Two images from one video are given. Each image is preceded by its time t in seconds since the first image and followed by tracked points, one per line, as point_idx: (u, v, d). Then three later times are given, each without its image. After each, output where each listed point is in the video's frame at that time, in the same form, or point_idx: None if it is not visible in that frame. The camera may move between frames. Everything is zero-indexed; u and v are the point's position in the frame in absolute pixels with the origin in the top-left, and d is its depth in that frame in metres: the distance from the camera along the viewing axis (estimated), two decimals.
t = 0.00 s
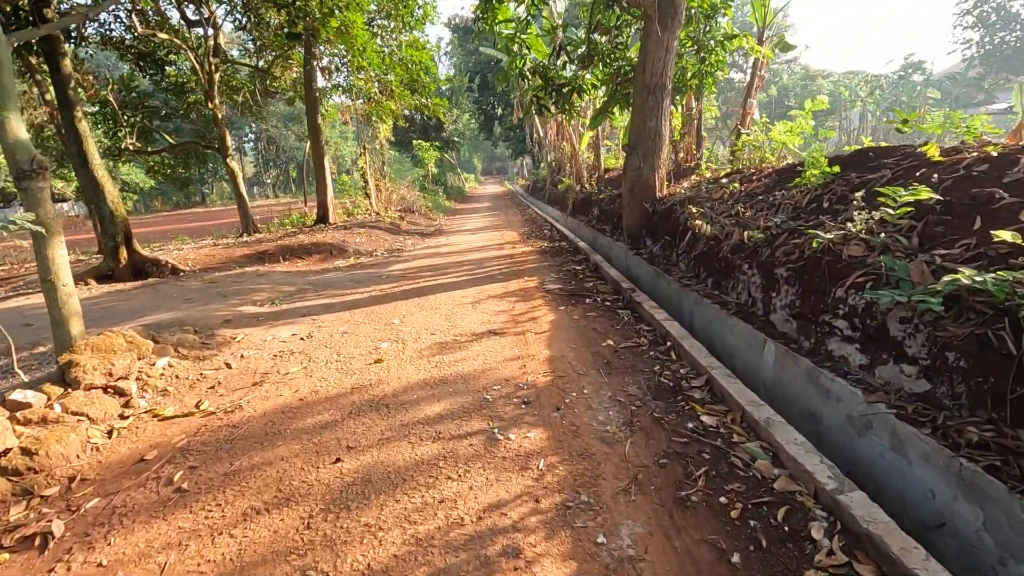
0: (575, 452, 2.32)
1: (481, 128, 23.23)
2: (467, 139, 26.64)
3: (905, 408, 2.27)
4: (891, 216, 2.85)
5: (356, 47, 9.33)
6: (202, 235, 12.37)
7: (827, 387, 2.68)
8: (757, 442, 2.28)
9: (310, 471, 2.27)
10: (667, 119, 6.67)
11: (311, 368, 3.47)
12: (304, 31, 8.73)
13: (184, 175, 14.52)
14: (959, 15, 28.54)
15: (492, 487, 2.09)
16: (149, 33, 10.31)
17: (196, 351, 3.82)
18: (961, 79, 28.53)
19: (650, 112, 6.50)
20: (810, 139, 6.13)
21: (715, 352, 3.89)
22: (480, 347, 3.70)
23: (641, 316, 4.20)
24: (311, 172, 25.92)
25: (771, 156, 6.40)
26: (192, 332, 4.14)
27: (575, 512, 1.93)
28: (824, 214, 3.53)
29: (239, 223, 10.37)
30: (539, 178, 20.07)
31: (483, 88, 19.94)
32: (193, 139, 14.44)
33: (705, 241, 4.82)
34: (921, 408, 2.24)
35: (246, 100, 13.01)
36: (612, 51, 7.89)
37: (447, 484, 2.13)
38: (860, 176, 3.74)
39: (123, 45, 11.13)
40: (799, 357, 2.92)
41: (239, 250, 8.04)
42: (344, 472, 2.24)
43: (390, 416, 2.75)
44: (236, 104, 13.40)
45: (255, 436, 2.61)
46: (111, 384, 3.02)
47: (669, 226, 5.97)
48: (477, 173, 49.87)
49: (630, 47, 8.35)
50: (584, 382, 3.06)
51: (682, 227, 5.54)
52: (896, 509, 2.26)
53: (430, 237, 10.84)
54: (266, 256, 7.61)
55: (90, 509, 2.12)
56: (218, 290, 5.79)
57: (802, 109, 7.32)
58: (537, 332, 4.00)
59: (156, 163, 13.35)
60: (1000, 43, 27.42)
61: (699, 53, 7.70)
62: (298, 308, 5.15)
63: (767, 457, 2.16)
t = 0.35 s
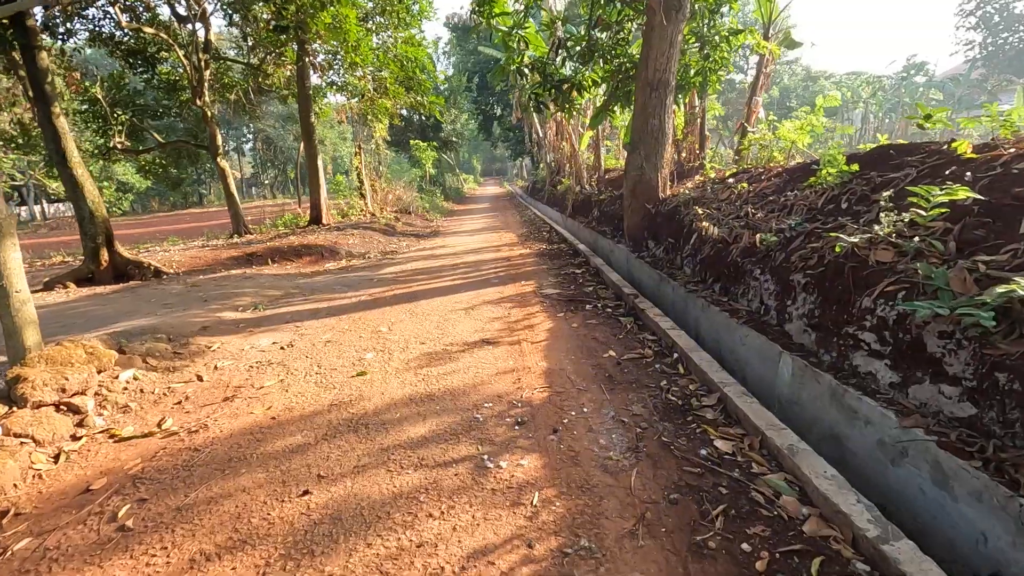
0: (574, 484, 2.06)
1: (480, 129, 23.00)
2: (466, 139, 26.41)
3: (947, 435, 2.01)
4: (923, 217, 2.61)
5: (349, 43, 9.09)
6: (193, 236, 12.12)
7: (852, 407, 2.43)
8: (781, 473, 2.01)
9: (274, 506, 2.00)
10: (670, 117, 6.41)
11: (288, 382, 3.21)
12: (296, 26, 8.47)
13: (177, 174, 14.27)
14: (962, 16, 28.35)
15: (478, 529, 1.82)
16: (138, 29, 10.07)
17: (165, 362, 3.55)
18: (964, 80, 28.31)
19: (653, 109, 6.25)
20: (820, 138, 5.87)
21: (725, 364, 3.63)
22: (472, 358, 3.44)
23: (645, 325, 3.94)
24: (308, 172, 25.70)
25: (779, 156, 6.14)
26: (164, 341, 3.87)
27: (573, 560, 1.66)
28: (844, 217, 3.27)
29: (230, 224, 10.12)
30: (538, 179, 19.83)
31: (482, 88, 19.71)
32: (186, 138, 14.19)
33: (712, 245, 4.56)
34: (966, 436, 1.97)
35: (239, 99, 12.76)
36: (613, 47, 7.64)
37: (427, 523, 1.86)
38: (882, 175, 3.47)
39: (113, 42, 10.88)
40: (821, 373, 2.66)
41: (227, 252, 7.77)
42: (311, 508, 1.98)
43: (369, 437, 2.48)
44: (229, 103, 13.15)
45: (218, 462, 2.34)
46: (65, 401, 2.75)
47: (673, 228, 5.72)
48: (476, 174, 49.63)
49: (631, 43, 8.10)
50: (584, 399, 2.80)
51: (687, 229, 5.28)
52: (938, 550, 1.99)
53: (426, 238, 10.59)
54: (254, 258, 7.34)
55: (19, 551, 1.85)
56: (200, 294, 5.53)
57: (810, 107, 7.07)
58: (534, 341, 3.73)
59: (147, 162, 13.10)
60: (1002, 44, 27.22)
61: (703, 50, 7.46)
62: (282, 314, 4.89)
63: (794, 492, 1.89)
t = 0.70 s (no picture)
0: (580, 546, 1.77)
1: (476, 130, 22.75)
2: (461, 141, 26.12)
3: (1012, 488, 1.73)
4: (968, 232, 2.36)
5: (339, 42, 8.80)
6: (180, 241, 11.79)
7: (890, 446, 2.14)
8: (822, 536, 1.73)
9: None
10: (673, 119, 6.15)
11: (262, 412, 2.91)
12: (284, 24, 8.18)
13: (164, 177, 13.91)
14: (959, 17, 28.22)
15: None
16: (121, 27, 9.75)
17: (129, 387, 3.24)
18: (961, 82, 28.26)
19: (655, 111, 5.98)
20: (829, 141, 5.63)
21: (738, 387, 3.36)
22: (465, 383, 3.15)
23: (652, 343, 3.66)
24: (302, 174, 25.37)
25: (786, 159, 5.88)
26: (131, 363, 3.56)
27: None
28: (871, 228, 3.00)
29: (218, 229, 9.81)
30: (535, 181, 19.56)
31: (477, 89, 19.45)
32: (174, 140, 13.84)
33: (721, 255, 4.29)
34: None
35: (228, 100, 12.44)
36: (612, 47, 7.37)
37: None
38: (911, 183, 3.20)
39: (97, 41, 10.56)
40: (852, 405, 2.39)
41: (212, 259, 7.46)
42: None
43: (347, 483, 2.19)
44: (218, 104, 12.83)
45: (171, 516, 2.04)
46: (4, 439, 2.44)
47: (677, 236, 5.45)
48: (472, 175, 49.37)
49: (631, 43, 7.83)
50: (589, 434, 2.51)
51: (692, 238, 5.01)
52: None
53: (420, 243, 10.31)
54: (238, 266, 7.03)
55: None
56: (177, 306, 5.22)
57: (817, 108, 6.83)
58: (532, 363, 3.45)
59: (133, 165, 12.75)
60: (1000, 45, 27.11)
61: (705, 50, 7.21)
62: (263, 329, 4.59)
63: (840, 561, 1.61)
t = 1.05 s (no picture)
0: None
1: (473, 131, 22.54)
2: (459, 142, 25.90)
3: None
4: (1017, 239, 2.13)
5: (331, 40, 8.55)
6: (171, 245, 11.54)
7: (935, 479, 1.91)
8: None
9: None
10: (677, 118, 5.91)
11: (237, 437, 2.66)
12: (274, 22, 7.92)
13: (156, 180, 13.64)
14: (959, 17, 28.08)
15: None
16: (108, 25, 9.49)
17: (95, 408, 2.99)
18: (961, 82, 28.13)
19: (658, 109, 5.74)
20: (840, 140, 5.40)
21: (754, 403, 3.12)
22: (459, 402, 2.91)
23: (660, 356, 3.42)
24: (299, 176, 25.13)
25: (795, 159, 5.65)
26: (99, 381, 3.30)
27: None
28: (900, 234, 2.77)
29: (209, 233, 9.56)
30: (533, 183, 19.33)
31: (475, 89, 19.22)
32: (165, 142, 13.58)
33: (731, 260, 4.05)
34: None
35: (219, 100, 12.17)
36: (612, 45, 7.14)
37: None
38: (941, 184, 2.97)
39: (84, 40, 10.30)
40: (888, 430, 2.15)
41: (200, 264, 7.20)
42: None
43: (325, 524, 1.94)
44: (210, 105, 12.56)
45: (122, 566, 1.79)
46: None
47: (682, 239, 5.21)
48: (471, 177, 49.13)
49: (632, 40, 7.60)
50: (596, 463, 2.26)
51: (699, 241, 4.77)
52: None
53: (416, 247, 10.06)
54: (227, 272, 6.77)
55: None
56: (158, 315, 4.96)
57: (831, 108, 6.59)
58: (531, 379, 3.20)
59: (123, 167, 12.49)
60: (1000, 45, 26.97)
61: (709, 47, 6.99)
62: (247, 340, 4.33)
63: None
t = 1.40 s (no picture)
0: None
1: (472, 133, 22.35)
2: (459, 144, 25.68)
3: None
4: None
5: (325, 39, 8.33)
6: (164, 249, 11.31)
7: (989, 530, 1.66)
8: None
9: None
10: (682, 119, 5.67)
11: (204, 470, 2.41)
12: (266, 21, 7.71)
13: (149, 182, 13.42)
14: (961, 18, 27.90)
15: None
16: (97, 25, 9.27)
17: (54, 435, 2.74)
18: (964, 83, 27.91)
19: (663, 110, 5.50)
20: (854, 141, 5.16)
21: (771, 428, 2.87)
22: (450, 429, 2.66)
23: (668, 374, 3.18)
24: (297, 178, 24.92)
25: (807, 162, 5.40)
26: (63, 402, 3.06)
27: None
28: (935, 245, 2.54)
29: (200, 237, 9.34)
30: (533, 185, 19.10)
31: (474, 90, 19.02)
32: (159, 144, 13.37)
33: (743, 270, 3.81)
34: None
35: (214, 102, 11.96)
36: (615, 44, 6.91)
37: None
38: (976, 191, 2.73)
39: (75, 40, 10.08)
40: (930, 469, 1.90)
41: (188, 270, 6.96)
42: None
43: None
44: (204, 106, 12.35)
45: None
46: None
47: (689, 245, 4.97)
48: (471, 179, 48.91)
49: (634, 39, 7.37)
50: (602, 505, 2.02)
51: (708, 248, 4.53)
52: None
53: (413, 251, 9.84)
54: (215, 279, 6.53)
55: None
56: (137, 326, 4.71)
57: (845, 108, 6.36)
58: (530, 402, 2.96)
59: (116, 170, 12.27)
60: (1004, 45, 26.71)
61: (714, 45, 6.76)
62: (228, 354, 4.09)
63: None
